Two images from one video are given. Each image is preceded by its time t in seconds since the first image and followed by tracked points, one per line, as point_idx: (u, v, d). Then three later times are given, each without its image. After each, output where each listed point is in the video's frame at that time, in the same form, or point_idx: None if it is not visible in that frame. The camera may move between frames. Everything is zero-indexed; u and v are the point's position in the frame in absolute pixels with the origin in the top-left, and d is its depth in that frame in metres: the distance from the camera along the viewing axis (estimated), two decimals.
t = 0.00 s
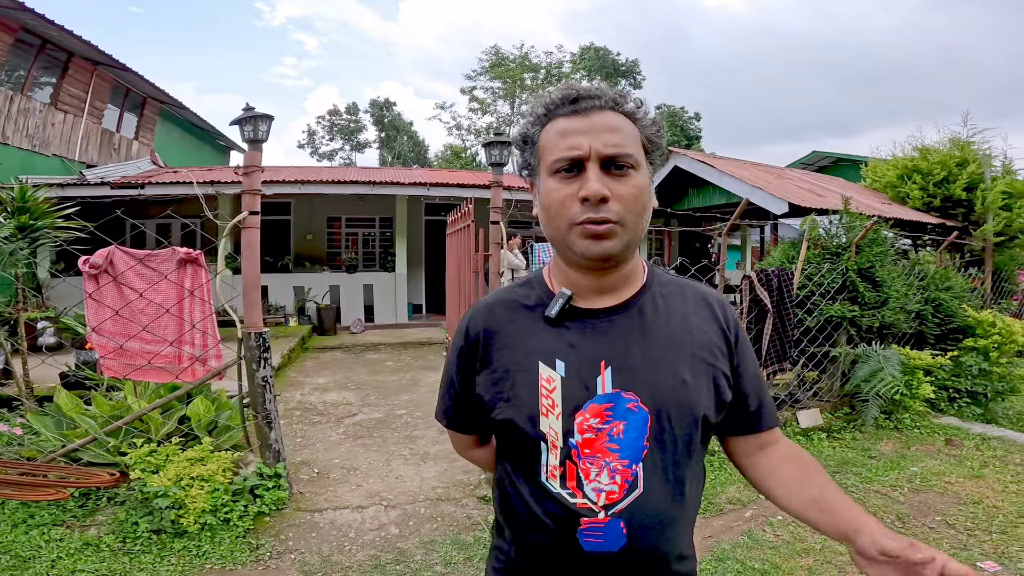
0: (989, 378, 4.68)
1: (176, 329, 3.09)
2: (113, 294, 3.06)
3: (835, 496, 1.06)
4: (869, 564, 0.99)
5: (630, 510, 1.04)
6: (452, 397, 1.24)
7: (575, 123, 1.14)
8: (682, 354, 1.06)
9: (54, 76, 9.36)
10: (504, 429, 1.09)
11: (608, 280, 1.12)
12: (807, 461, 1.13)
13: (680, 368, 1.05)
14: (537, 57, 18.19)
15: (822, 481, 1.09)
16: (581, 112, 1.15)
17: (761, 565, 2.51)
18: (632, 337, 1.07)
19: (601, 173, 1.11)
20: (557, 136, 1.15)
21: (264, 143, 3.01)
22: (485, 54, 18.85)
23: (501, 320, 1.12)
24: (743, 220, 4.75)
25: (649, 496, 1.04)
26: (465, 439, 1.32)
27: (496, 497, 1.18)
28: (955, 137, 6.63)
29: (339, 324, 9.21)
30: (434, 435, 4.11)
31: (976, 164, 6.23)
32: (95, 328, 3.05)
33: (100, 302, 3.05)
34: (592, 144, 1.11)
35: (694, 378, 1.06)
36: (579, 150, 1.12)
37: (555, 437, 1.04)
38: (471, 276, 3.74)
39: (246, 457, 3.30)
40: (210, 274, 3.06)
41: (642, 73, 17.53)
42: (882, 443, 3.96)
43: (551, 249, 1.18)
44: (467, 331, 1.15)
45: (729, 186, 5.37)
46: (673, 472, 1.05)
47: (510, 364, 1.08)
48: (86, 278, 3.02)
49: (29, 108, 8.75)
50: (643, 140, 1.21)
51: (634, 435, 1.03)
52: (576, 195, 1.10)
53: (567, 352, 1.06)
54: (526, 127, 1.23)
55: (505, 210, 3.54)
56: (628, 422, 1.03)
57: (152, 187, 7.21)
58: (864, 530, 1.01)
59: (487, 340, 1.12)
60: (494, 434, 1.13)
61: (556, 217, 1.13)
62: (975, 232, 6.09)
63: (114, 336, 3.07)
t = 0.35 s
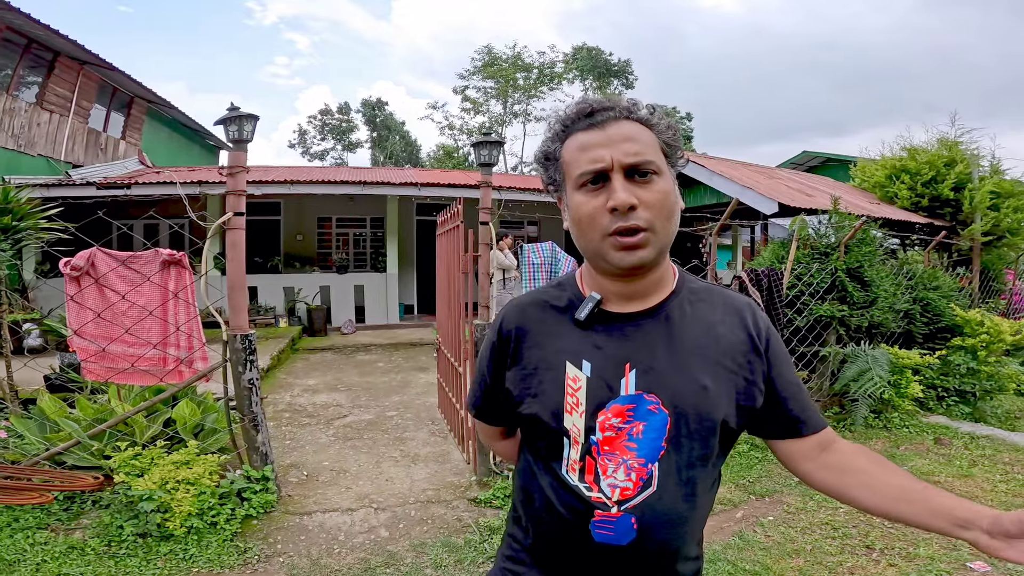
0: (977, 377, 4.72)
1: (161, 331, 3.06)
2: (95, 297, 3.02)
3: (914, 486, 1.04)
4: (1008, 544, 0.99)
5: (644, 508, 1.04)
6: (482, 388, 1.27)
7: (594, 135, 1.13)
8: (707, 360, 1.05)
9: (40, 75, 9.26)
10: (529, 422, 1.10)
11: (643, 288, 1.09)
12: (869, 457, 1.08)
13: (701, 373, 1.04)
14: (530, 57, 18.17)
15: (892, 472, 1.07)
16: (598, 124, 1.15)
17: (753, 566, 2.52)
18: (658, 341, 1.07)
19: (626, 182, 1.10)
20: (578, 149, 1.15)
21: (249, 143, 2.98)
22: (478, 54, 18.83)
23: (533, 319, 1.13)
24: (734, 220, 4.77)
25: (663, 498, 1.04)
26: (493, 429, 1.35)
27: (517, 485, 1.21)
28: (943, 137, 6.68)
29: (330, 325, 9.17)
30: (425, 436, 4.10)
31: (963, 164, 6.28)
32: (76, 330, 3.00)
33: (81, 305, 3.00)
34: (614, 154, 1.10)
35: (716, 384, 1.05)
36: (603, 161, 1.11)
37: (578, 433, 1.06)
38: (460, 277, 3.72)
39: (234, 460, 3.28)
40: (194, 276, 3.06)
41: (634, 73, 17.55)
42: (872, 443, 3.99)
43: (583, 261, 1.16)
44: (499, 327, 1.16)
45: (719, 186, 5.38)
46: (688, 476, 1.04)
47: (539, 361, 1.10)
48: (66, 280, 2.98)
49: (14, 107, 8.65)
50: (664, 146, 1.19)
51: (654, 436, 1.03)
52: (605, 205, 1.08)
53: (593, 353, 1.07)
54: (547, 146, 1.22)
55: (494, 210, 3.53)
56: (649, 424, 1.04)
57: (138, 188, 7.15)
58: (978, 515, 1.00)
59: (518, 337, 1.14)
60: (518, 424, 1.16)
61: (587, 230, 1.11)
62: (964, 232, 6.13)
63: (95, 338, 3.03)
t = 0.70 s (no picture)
0: (969, 377, 4.75)
1: (153, 335, 3.03)
2: (86, 300, 2.99)
3: (868, 512, 1.08)
4: None
5: (664, 513, 1.06)
6: (499, 386, 1.26)
7: (619, 147, 1.13)
8: (732, 373, 1.06)
9: (30, 75, 9.17)
10: (553, 426, 1.11)
11: (672, 299, 1.09)
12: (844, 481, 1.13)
13: (727, 387, 1.05)
14: (524, 57, 18.17)
15: (859, 499, 1.11)
16: (622, 136, 1.14)
17: (751, 567, 2.53)
18: (686, 353, 1.07)
19: (653, 193, 1.09)
20: (603, 162, 1.14)
21: (244, 144, 2.96)
22: (472, 55, 18.80)
23: (562, 324, 1.13)
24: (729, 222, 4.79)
25: (682, 504, 1.06)
26: (510, 428, 1.33)
27: (532, 482, 1.22)
28: (934, 139, 6.73)
29: (324, 327, 9.13)
30: (421, 439, 4.09)
31: (955, 166, 6.33)
32: (67, 334, 2.98)
33: (72, 308, 2.98)
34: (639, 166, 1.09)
35: (740, 399, 1.05)
36: (628, 173, 1.10)
37: (603, 441, 1.07)
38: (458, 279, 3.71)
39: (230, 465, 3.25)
40: (187, 278, 3.02)
41: (628, 74, 17.60)
42: (866, 443, 4.01)
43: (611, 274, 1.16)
44: (526, 330, 1.16)
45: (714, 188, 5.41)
46: (707, 486, 1.06)
47: (566, 368, 1.11)
48: (57, 283, 2.95)
49: (4, 107, 8.55)
50: (691, 152, 1.18)
51: (677, 445, 1.05)
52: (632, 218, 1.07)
53: (623, 364, 1.07)
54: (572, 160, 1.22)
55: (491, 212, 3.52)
56: (672, 433, 1.05)
57: (130, 189, 7.09)
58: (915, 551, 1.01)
59: (547, 340, 1.14)
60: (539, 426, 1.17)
61: (615, 243, 1.11)
62: (955, 233, 6.19)
63: (87, 342, 3.01)
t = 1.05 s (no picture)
0: (967, 377, 4.78)
1: (153, 335, 3.01)
2: (85, 300, 2.97)
3: (823, 506, 1.07)
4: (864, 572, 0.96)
5: (653, 516, 1.05)
6: (473, 392, 1.21)
7: (609, 142, 1.12)
8: (712, 370, 1.07)
9: (26, 74, 9.12)
10: (533, 432, 1.08)
11: (653, 298, 1.10)
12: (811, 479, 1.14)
13: (709, 386, 1.06)
14: (522, 57, 18.17)
15: (820, 495, 1.10)
16: (613, 131, 1.14)
17: (756, 567, 2.53)
18: (666, 351, 1.07)
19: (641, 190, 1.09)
20: (592, 156, 1.13)
21: (245, 143, 2.95)
22: (470, 55, 18.80)
23: (539, 325, 1.11)
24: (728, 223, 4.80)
25: (671, 506, 1.05)
26: (482, 440, 1.29)
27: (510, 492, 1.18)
28: (931, 140, 6.76)
29: (322, 327, 9.10)
30: (422, 440, 4.07)
31: (952, 167, 6.36)
32: (66, 335, 2.96)
33: (71, 308, 2.96)
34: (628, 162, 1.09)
35: (723, 396, 1.07)
36: (616, 167, 1.10)
37: (587, 444, 1.05)
38: (460, 279, 3.70)
39: (229, 466, 3.23)
40: (188, 278, 3.00)
41: (625, 75, 17.63)
42: (865, 443, 4.02)
43: (591, 269, 1.15)
44: (503, 332, 1.12)
45: (713, 188, 5.42)
46: (694, 487, 1.06)
47: (546, 370, 1.08)
48: (56, 283, 2.93)
49: None
50: (678, 154, 1.19)
51: (662, 445, 1.04)
52: (618, 214, 1.07)
53: (605, 363, 1.06)
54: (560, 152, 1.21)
55: (493, 211, 3.51)
56: (656, 433, 1.04)
57: (126, 188, 7.06)
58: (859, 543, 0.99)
59: (526, 341, 1.11)
60: (517, 435, 1.13)
61: (599, 238, 1.10)
62: (952, 233, 6.22)
63: (86, 343, 2.99)
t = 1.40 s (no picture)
0: (966, 377, 4.79)
1: (154, 335, 3.00)
2: (85, 300, 2.96)
3: (869, 453, 1.09)
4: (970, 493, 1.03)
5: (629, 515, 1.05)
6: (439, 407, 1.22)
7: (595, 140, 1.10)
8: (671, 363, 1.09)
9: (24, 73, 9.09)
10: (500, 441, 1.08)
11: (614, 301, 1.12)
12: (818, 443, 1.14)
13: (670, 380, 1.08)
14: (521, 57, 18.18)
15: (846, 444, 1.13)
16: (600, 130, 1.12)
17: (757, 566, 2.53)
18: (626, 348, 1.09)
19: (623, 193, 1.09)
20: (575, 152, 1.11)
21: (247, 142, 2.94)
22: (468, 55, 18.81)
23: (497, 331, 1.11)
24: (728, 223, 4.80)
25: (646, 505, 1.05)
26: (449, 452, 1.29)
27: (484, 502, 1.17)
28: (930, 141, 6.78)
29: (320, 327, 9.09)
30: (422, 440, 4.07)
31: (950, 167, 6.38)
32: (66, 335, 2.95)
33: (71, 308, 2.95)
34: (615, 162, 1.09)
35: (685, 388, 1.09)
36: (602, 167, 1.08)
37: (555, 448, 1.04)
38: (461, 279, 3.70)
39: (229, 466, 3.22)
40: (188, 277, 3.00)
41: (624, 74, 17.65)
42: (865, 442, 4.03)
43: (555, 265, 1.14)
44: (460, 340, 1.12)
45: (713, 188, 5.43)
46: (667, 482, 1.06)
47: (508, 376, 1.08)
48: (56, 282, 2.92)
49: None
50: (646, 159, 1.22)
51: (632, 444, 1.04)
52: (599, 215, 1.07)
53: (565, 365, 1.06)
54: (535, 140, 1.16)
55: (494, 211, 3.51)
56: (623, 432, 1.04)
57: (125, 188, 7.04)
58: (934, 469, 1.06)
59: (485, 349, 1.11)
60: (484, 444, 1.13)
61: (574, 236, 1.09)
62: (951, 233, 6.24)
63: (86, 343, 2.97)
